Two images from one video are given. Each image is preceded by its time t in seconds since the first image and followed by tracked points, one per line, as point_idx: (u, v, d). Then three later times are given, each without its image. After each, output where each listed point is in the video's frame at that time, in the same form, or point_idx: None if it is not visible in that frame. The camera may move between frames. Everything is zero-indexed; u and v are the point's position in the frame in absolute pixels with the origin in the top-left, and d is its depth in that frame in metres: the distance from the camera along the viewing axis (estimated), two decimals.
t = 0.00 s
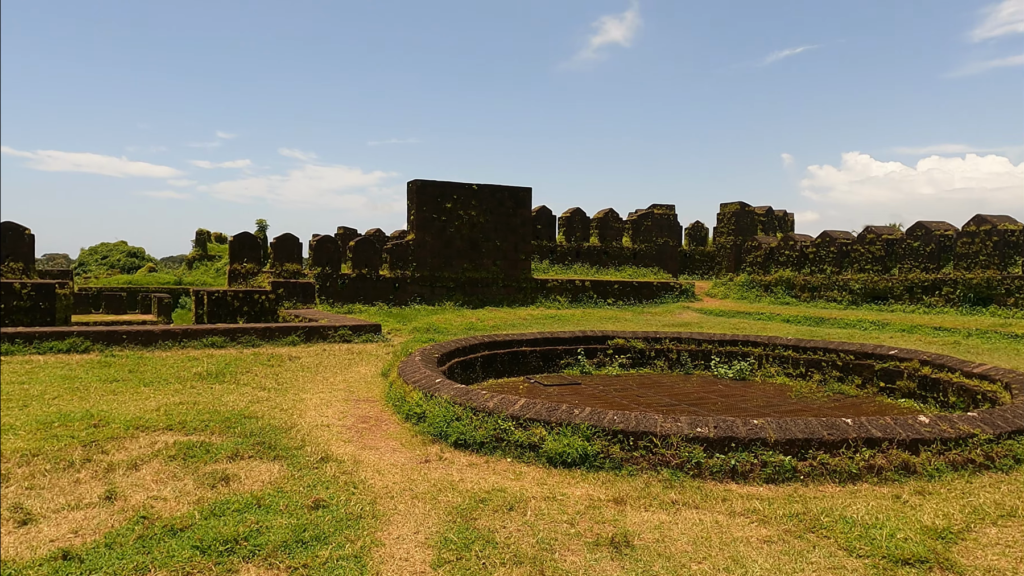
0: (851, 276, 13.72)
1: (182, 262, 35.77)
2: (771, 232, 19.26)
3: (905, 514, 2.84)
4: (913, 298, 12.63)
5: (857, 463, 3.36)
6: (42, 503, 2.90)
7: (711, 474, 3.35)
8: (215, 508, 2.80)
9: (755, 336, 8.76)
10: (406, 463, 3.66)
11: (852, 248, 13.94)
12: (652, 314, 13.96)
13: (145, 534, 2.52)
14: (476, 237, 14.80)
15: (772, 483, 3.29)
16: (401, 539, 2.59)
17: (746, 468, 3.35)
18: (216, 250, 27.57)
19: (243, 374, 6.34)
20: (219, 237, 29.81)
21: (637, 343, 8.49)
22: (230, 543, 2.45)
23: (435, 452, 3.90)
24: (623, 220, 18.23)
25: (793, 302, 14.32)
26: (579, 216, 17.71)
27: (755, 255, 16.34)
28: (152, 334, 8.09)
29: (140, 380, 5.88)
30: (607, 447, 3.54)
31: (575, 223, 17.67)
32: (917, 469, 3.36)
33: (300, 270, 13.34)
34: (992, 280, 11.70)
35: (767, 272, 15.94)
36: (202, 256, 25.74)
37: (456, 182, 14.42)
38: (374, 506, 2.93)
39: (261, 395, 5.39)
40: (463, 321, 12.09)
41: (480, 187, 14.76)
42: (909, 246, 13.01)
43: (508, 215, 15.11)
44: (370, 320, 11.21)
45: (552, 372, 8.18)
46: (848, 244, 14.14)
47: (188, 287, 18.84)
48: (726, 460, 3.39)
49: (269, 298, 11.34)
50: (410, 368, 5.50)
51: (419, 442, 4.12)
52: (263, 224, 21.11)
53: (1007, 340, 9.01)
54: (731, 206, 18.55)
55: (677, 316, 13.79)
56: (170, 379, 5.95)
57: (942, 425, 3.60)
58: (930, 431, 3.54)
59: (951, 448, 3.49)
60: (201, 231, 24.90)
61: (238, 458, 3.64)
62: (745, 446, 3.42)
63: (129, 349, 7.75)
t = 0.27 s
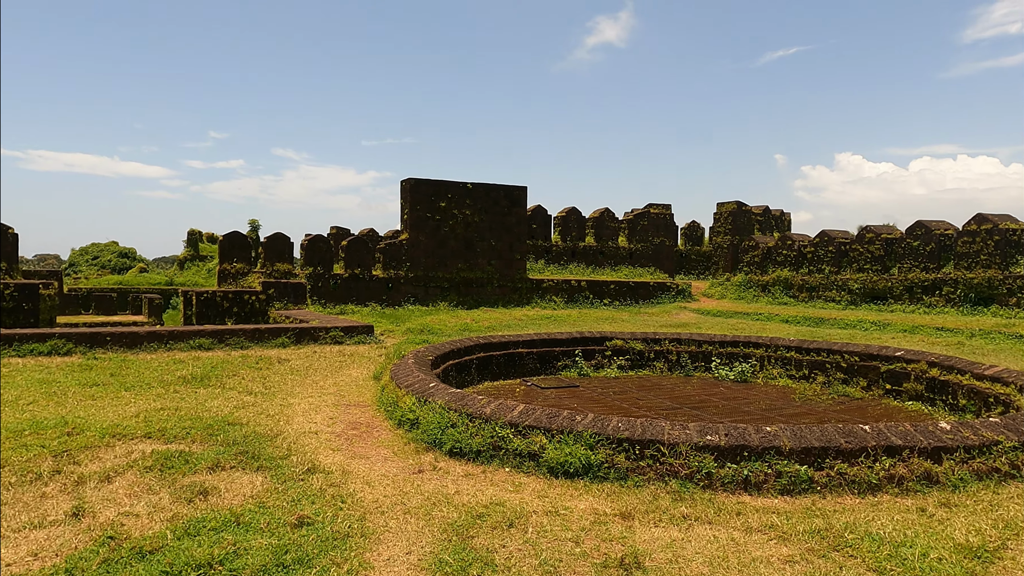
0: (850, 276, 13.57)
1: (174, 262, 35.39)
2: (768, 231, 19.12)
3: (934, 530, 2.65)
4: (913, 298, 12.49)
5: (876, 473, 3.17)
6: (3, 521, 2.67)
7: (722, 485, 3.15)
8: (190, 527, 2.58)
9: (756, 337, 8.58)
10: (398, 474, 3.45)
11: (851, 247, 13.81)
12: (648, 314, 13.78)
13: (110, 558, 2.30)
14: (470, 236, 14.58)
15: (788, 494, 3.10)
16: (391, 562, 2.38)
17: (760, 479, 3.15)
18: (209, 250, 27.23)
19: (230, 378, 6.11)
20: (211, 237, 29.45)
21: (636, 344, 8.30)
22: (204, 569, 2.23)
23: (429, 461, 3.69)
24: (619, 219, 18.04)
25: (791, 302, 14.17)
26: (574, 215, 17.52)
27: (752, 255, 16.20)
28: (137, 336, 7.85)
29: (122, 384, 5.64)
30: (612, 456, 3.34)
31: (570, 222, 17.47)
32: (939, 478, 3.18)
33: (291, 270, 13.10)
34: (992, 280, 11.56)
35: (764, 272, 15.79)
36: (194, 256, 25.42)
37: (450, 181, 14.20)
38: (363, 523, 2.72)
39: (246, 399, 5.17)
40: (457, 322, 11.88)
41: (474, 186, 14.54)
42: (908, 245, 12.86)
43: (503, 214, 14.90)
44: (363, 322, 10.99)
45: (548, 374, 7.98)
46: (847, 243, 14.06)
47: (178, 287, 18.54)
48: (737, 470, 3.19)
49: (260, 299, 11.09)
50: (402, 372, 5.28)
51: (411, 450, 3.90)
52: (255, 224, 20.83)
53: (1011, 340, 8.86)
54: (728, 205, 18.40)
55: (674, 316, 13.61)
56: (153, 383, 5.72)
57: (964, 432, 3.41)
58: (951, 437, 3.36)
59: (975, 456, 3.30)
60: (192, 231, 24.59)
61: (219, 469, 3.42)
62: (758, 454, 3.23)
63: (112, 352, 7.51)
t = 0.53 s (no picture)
0: (849, 269, 13.42)
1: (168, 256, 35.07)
2: (766, 224, 18.94)
3: (959, 540, 2.47)
4: (913, 291, 12.34)
5: (893, 477, 3.00)
6: None
7: (730, 490, 2.98)
8: (160, 540, 2.39)
9: (757, 331, 8.41)
10: (387, 479, 3.26)
11: (851, 240, 13.66)
12: (646, 308, 13.61)
13: None
14: (465, 228, 14.37)
15: (800, 500, 2.93)
16: None
17: (770, 484, 2.97)
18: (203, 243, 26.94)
19: (216, 374, 5.90)
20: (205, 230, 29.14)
21: (634, 339, 8.12)
22: None
23: (420, 464, 3.50)
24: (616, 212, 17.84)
25: (789, 296, 14.02)
26: (571, 207, 17.28)
27: (751, 248, 16.03)
28: (123, 331, 7.63)
29: (103, 381, 5.43)
30: (613, 459, 3.16)
31: (567, 215, 17.23)
32: (959, 482, 3.00)
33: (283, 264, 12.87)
34: (994, 273, 11.40)
35: (762, 265, 15.62)
36: (188, 249, 25.14)
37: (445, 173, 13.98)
38: (347, 534, 2.53)
39: (232, 397, 4.97)
40: (452, 316, 11.69)
41: (469, 178, 14.32)
42: (909, 238, 12.74)
43: (499, 206, 14.69)
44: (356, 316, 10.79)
45: (545, 370, 7.80)
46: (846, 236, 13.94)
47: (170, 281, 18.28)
48: (746, 474, 3.02)
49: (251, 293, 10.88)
50: (394, 368, 5.07)
51: (402, 452, 3.71)
52: (249, 217, 20.57)
53: (1015, 334, 8.71)
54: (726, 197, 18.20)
55: (672, 310, 13.43)
56: (135, 380, 5.52)
57: (984, 433, 3.24)
58: (971, 438, 3.18)
59: (996, 459, 3.13)
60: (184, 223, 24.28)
61: (197, 474, 3.22)
62: (768, 457, 3.05)
63: (97, 347, 7.30)
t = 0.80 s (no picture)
0: (848, 256, 13.26)
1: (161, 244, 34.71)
2: (763, 211, 18.76)
3: (984, 542, 2.30)
4: (912, 279, 12.20)
5: (907, 472, 2.83)
6: None
7: (735, 487, 2.80)
8: (118, 545, 2.19)
9: (756, 319, 8.24)
10: (370, 475, 3.07)
11: (849, 227, 13.48)
12: (642, 296, 13.42)
13: None
14: (459, 215, 14.14)
15: (809, 497, 2.75)
16: None
17: (777, 480, 2.80)
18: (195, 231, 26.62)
19: (198, 364, 5.68)
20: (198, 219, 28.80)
21: (631, 327, 7.94)
22: None
23: (407, 460, 3.31)
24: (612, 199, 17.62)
25: (786, 284, 13.86)
26: (567, 195, 16.99)
27: (748, 235, 15.86)
28: (105, 319, 7.41)
29: (80, 371, 5.22)
30: (610, 453, 2.98)
31: (562, 202, 16.96)
32: (977, 478, 2.83)
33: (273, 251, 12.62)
34: (995, 260, 11.25)
35: (760, 252, 15.46)
36: (180, 238, 24.82)
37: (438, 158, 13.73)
38: (323, 537, 2.34)
39: (213, 388, 4.77)
40: (445, 304, 11.49)
41: (463, 163, 14.07)
42: (909, 225, 12.55)
43: (493, 192, 14.46)
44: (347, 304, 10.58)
45: (539, 359, 7.62)
46: (844, 223, 13.64)
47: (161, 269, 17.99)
48: (752, 469, 2.84)
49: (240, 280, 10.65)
50: (382, 358, 4.87)
51: (388, 446, 3.52)
52: (241, 205, 20.26)
53: (1017, 322, 8.57)
54: (722, 184, 18.00)
55: (668, 298, 13.26)
56: (114, 370, 5.31)
57: (1001, 425, 3.07)
58: (988, 431, 3.01)
59: (1015, 452, 2.96)
60: (175, 211, 23.92)
61: (168, 470, 3.02)
62: (775, 451, 2.88)
63: (78, 336, 7.07)
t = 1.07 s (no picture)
0: (842, 243, 13.15)
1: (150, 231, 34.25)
2: (756, 198, 18.61)
3: (1005, 550, 2.14)
4: (907, 267, 12.10)
5: (918, 472, 2.68)
6: None
7: (737, 488, 2.65)
8: (70, 560, 2.01)
9: (752, 307, 8.10)
10: (351, 475, 2.90)
11: (844, 214, 13.34)
12: (635, 283, 13.27)
13: None
14: (450, 202, 13.91)
15: (816, 499, 2.60)
16: None
17: (782, 480, 2.65)
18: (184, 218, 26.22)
19: (177, 354, 5.47)
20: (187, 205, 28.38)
21: (624, 316, 7.78)
22: None
23: (391, 458, 3.14)
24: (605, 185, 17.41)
25: (780, 271, 13.74)
26: (559, 180, 16.80)
27: (742, 222, 15.71)
28: (84, 308, 7.17)
29: (52, 363, 5.00)
30: (605, 452, 2.81)
31: (555, 188, 16.76)
32: (992, 477, 2.68)
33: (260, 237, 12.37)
34: (991, 247, 11.15)
35: (753, 240, 15.32)
36: (168, 224, 24.43)
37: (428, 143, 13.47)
38: (296, 548, 2.16)
39: (190, 381, 4.57)
40: (435, 292, 11.30)
41: (454, 149, 13.82)
42: (904, 212, 12.48)
43: (484, 178, 14.22)
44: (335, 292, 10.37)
45: (531, 348, 7.45)
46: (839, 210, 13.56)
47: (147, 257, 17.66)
48: (756, 469, 2.68)
49: (225, 268, 10.41)
50: (367, 349, 4.69)
51: (371, 444, 3.35)
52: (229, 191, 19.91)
53: (1015, 310, 8.46)
54: (716, 170, 17.82)
55: (662, 285, 13.11)
56: (88, 362, 5.09)
57: (1015, 421, 2.92)
58: (1002, 427, 2.86)
59: None
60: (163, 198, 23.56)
61: (135, 472, 2.83)
62: (779, 450, 2.72)
63: (55, 326, 6.84)
